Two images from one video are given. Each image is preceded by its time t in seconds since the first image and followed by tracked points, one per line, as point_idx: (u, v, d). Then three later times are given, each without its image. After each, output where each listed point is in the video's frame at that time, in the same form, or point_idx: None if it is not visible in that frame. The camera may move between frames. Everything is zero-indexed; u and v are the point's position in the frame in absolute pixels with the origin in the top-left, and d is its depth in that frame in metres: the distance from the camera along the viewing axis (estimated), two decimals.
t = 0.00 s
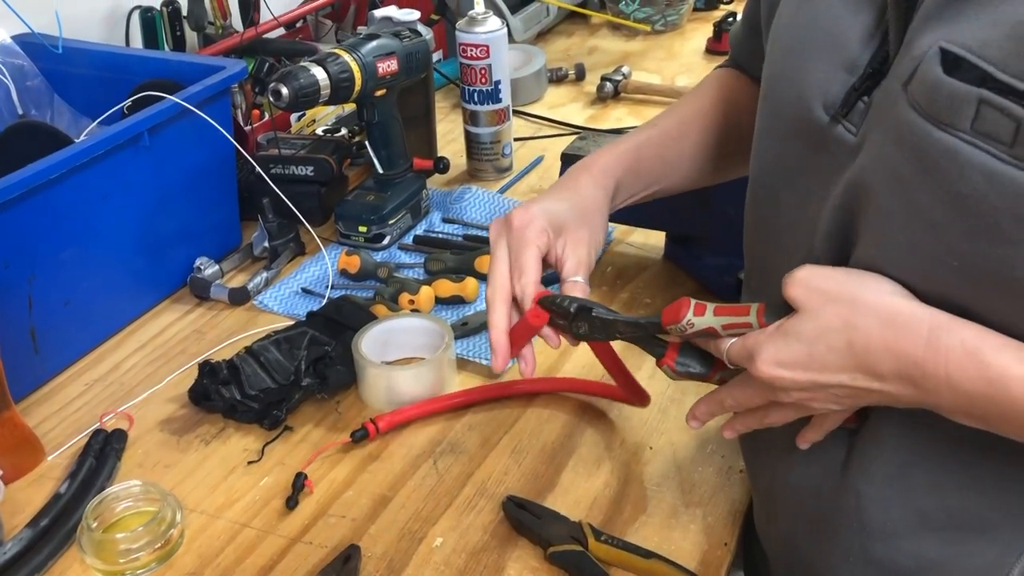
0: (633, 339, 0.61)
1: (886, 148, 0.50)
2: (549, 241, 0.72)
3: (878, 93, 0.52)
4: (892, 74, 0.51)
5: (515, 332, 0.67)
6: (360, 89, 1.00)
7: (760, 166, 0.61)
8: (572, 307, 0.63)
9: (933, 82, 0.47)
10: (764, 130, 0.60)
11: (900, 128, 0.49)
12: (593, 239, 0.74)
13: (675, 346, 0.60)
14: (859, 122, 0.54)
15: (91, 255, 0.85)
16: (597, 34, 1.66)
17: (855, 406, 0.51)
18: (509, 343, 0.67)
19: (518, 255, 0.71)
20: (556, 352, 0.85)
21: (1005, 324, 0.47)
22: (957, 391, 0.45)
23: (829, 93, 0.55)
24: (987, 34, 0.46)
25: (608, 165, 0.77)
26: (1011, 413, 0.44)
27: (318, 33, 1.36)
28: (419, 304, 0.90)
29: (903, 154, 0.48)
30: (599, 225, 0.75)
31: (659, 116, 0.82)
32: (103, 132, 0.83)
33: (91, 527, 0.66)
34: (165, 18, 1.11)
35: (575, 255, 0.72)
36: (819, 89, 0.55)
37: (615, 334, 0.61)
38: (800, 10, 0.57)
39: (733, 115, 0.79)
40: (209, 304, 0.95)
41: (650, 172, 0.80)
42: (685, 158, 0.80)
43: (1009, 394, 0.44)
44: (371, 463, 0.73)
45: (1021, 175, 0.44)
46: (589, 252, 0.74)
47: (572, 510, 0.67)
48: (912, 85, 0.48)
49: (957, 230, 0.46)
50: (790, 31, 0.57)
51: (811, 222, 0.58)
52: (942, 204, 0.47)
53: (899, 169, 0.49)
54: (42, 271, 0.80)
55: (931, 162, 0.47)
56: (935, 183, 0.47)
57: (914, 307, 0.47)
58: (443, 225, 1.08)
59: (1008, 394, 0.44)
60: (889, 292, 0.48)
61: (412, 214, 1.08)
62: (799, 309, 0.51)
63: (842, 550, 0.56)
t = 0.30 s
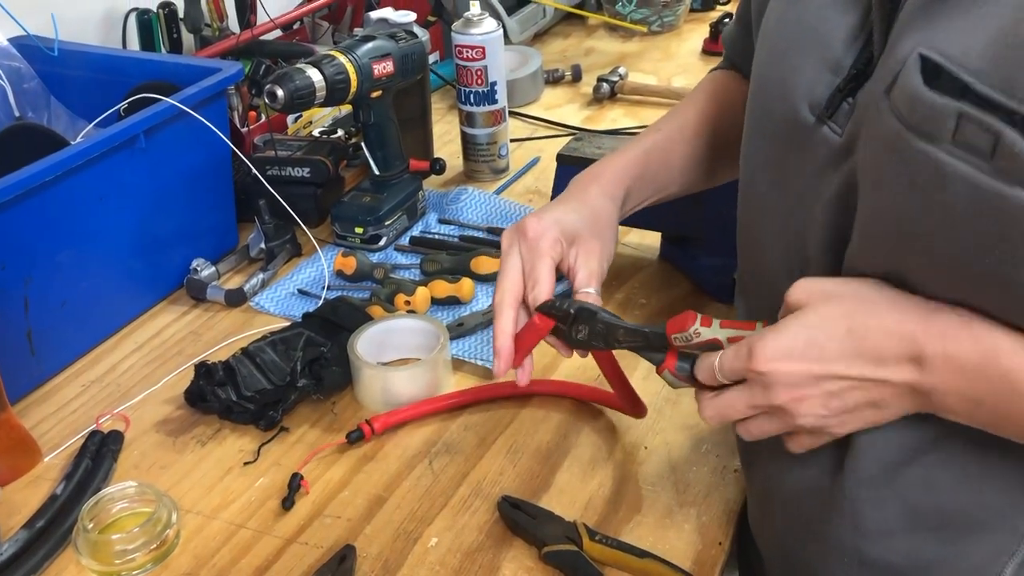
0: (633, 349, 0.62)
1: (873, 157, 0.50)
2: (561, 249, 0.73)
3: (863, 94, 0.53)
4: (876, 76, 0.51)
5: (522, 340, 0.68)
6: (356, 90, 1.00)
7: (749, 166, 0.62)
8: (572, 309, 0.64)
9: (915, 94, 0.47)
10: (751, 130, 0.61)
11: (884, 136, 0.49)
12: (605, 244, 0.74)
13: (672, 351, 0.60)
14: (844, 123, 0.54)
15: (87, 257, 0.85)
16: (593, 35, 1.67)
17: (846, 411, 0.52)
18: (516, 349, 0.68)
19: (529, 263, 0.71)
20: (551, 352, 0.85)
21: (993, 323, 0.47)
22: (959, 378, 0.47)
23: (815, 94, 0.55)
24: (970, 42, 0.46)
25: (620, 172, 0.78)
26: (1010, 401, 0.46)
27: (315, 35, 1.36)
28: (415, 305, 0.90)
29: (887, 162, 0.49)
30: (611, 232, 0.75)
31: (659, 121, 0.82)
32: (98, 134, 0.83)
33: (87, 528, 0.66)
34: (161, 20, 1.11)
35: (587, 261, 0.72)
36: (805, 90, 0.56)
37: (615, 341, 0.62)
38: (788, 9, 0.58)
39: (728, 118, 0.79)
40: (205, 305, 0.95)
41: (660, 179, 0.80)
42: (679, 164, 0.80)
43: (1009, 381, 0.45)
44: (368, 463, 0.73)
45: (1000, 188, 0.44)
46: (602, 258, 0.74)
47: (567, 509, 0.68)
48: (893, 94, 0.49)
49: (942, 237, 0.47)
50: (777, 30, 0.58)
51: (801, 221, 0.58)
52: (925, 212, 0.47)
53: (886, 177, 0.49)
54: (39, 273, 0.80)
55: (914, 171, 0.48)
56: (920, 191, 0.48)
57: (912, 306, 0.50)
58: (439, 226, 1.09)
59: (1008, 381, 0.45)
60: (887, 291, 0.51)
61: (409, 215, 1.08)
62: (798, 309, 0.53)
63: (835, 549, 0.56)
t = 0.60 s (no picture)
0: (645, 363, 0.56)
1: (863, 160, 0.51)
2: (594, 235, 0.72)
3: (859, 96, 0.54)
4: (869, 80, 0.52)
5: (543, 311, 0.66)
6: (353, 90, 1.00)
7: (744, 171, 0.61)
8: (603, 309, 0.58)
9: (900, 100, 0.48)
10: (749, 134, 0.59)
11: (872, 139, 0.50)
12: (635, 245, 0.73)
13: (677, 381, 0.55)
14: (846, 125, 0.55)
15: (85, 257, 0.85)
16: (591, 34, 1.67)
17: (840, 478, 0.50)
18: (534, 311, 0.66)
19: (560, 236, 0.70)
20: (549, 352, 0.85)
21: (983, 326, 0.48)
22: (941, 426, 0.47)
23: (815, 98, 0.56)
24: (954, 48, 0.48)
25: (652, 179, 0.78)
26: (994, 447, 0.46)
27: (312, 34, 1.35)
28: (412, 304, 0.90)
29: (876, 167, 0.50)
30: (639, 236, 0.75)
31: (667, 124, 0.82)
32: (95, 134, 0.83)
33: (83, 528, 0.66)
34: (158, 19, 1.11)
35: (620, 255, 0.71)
36: (806, 94, 0.56)
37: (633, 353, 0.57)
38: (784, 7, 0.58)
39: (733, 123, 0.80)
40: (202, 305, 0.95)
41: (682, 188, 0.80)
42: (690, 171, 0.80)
43: (992, 427, 0.46)
44: (365, 463, 0.73)
45: (985, 188, 0.45)
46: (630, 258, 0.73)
47: (564, 509, 0.68)
48: (881, 98, 0.49)
49: (929, 239, 0.48)
50: (772, 36, 0.58)
51: (796, 226, 0.59)
52: (915, 215, 0.49)
53: (875, 181, 0.50)
54: (36, 274, 0.80)
55: (902, 174, 0.49)
56: (907, 193, 0.49)
57: (886, 377, 0.49)
58: (437, 226, 1.09)
59: (987, 431, 0.46)
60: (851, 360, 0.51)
61: (406, 214, 1.08)
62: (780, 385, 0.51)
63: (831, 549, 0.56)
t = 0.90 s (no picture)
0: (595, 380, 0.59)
1: (867, 144, 0.50)
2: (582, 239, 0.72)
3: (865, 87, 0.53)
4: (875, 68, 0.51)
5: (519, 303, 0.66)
6: (353, 88, 1.00)
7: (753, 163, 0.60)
8: (573, 307, 0.61)
9: (910, 76, 0.47)
10: (756, 126, 0.59)
11: (878, 122, 0.49)
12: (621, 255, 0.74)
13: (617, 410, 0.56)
14: (846, 117, 0.54)
15: (84, 256, 0.85)
16: (591, 33, 1.66)
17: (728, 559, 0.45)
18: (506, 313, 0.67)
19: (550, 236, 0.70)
20: (550, 352, 0.85)
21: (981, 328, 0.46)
22: (859, 511, 0.43)
23: (819, 87, 0.55)
24: (962, 27, 0.48)
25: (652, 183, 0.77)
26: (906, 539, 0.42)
27: (312, 33, 1.35)
28: (412, 303, 0.90)
29: (881, 150, 0.49)
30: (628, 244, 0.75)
31: (670, 121, 0.82)
32: (96, 131, 0.82)
33: (83, 528, 0.65)
34: (158, 17, 1.11)
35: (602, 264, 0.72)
36: (810, 82, 0.55)
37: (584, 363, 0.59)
38: None
39: (737, 121, 0.80)
40: (202, 304, 0.94)
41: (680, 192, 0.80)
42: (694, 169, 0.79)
43: (909, 513, 0.42)
44: (365, 463, 0.73)
45: (994, 166, 0.44)
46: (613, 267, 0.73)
47: (566, 509, 0.67)
48: (889, 80, 0.49)
49: (932, 222, 0.47)
50: (779, 28, 0.57)
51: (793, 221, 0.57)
52: (917, 193, 0.47)
53: (877, 163, 0.49)
54: (35, 273, 0.80)
55: (907, 153, 0.47)
56: (912, 173, 0.47)
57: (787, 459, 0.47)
58: (437, 225, 1.08)
59: (899, 517, 0.42)
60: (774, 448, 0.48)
61: (407, 213, 1.08)
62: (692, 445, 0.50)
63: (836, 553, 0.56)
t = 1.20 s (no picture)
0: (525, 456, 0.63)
1: (878, 131, 0.47)
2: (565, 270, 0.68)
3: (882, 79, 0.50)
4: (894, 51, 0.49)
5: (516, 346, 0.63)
6: (357, 86, 0.99)
7: (766, 153, 0.59)
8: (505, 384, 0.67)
9: (921, 61, 0.45)
10: (769, 115, 0.58)
11: (889, 108, 0.47)
12: (616, 263, 0.70)
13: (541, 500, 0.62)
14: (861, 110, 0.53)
15: (85, 254, 0.84)
16: (593, 31, 1.66)
17: None
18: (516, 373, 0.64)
19: (523, 286, 0.66)
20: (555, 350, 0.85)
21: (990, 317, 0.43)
22: None
23: (835, 79, 0.54)
24: (977, 15, 0.44)
25: (630, 187, 0.73)
26: None
27: (314, 30, 1.35)
28: (416, 302, 0.90)
29: (892, 135, 0.46)
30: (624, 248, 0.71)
31: (653, 117, 0.79)
32: (99, 129, 0.82)
33: (87, 528, 0.65)
34: (160, 14, 1.11)
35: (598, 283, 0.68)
36: (825, 73, 0.54)
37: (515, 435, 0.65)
38: None
39: (732, 111, 0.78)
40: (205, 302, 0.94)
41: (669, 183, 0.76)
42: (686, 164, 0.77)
43: None
44: (370, 462, 0.72)
45: (1002, 152, 0.41)
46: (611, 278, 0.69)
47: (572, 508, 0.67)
48: (902, 66, 0.46)
49: (939, 208, 0.44)
50: (794, 15, 0.56)
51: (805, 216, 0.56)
52: (925, 178, 0.45)
53: (887, 149, 0.46)
54: (36, 271, 0.79)
55: (916, 138, 0.45)
56: (920, 160, 0.45)
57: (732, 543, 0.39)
58: (440, 222, 1.08)
59: None
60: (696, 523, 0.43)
61: (410, 211, 1.08)
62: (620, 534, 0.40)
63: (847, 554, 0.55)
